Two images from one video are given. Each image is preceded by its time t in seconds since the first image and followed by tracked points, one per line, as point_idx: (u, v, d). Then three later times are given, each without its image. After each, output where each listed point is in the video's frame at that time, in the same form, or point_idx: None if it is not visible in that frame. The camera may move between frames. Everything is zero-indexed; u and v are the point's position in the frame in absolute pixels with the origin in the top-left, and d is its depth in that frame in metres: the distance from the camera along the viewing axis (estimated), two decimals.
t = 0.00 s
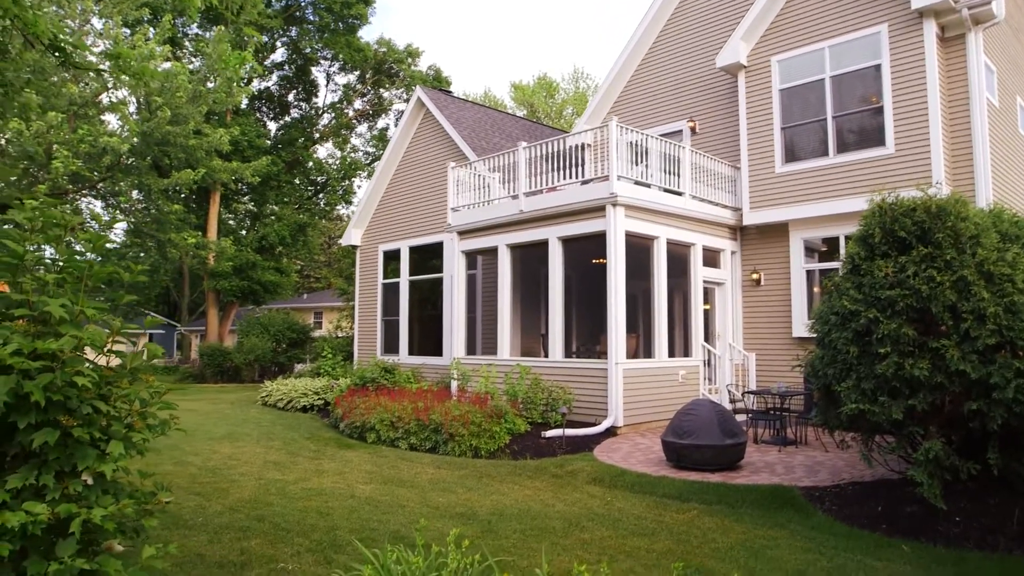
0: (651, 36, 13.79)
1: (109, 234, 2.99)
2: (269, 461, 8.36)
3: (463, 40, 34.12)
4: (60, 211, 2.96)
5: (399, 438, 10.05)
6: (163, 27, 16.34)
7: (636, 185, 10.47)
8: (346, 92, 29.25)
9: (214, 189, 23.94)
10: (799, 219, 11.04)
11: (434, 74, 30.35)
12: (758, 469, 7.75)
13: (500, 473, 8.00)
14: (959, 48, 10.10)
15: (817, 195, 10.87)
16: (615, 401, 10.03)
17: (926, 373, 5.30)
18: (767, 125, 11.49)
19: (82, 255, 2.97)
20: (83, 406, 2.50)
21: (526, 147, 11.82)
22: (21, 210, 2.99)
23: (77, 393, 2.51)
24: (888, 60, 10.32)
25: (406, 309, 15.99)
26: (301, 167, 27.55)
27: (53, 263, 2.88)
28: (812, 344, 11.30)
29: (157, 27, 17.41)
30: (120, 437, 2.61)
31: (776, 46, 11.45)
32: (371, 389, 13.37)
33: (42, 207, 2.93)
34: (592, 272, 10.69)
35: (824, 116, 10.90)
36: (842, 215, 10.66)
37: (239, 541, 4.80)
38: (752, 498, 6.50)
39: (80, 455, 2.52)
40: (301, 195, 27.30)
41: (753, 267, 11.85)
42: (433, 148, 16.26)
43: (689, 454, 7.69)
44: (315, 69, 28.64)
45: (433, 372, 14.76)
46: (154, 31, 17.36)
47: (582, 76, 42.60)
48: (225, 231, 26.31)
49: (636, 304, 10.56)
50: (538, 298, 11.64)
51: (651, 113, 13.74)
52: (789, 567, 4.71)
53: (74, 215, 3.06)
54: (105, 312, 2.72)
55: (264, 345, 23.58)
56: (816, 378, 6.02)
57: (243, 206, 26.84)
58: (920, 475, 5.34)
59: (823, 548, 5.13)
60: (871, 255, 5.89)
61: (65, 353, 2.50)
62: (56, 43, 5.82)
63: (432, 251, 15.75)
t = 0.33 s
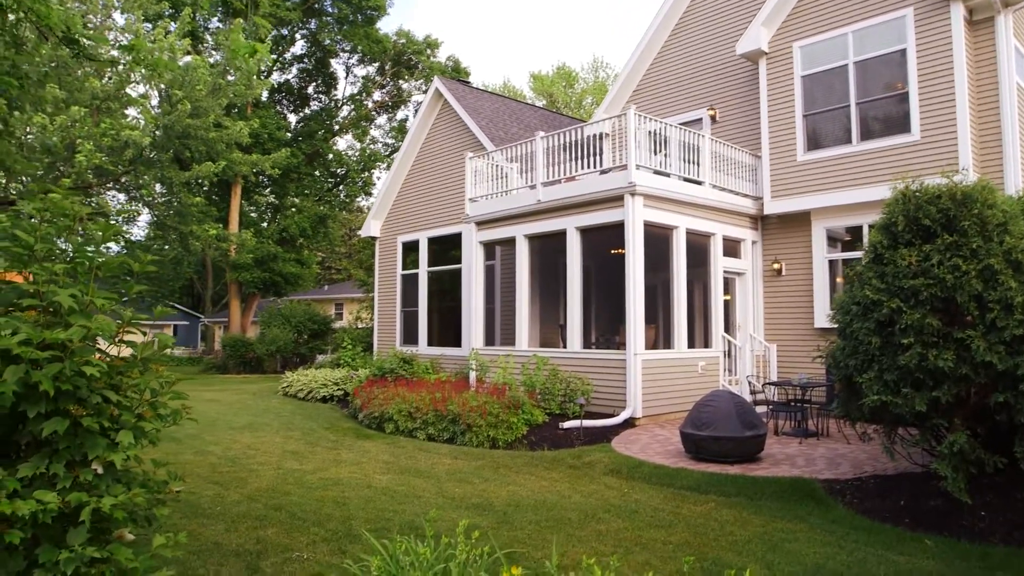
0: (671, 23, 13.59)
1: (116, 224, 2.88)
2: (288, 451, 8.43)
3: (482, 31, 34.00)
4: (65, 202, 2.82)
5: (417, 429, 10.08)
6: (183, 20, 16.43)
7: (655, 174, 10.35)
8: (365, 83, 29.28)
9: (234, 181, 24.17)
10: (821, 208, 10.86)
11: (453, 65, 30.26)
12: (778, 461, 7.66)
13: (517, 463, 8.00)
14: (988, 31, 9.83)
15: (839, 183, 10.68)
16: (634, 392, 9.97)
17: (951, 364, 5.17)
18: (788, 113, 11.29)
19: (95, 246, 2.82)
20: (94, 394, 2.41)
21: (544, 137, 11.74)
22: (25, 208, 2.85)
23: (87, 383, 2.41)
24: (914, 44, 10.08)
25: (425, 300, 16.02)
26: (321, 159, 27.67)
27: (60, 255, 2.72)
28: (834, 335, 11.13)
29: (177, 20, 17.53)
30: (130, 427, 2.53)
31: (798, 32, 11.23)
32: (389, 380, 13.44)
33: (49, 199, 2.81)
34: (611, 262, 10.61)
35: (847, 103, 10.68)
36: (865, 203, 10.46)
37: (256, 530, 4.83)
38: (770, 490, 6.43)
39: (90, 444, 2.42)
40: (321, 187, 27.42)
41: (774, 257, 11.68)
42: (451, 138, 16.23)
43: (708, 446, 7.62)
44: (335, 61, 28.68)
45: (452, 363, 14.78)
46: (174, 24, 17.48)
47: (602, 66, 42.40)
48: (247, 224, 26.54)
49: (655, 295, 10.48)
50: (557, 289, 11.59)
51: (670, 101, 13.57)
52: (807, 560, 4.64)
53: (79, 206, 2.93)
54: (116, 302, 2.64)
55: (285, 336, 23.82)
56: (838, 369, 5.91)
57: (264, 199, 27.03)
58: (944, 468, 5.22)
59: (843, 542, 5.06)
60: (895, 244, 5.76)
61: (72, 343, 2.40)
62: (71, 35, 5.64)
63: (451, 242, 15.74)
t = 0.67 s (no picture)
0: (691, 10, 13.39)
1: (125, 212, 2.83)
2: (307, 442, 8.49)
3: (502, 21, 33.85)
4: (74, 192, 2.79)
5: (435, 420, 10.09)
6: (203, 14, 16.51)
7: (675, 164, 10.22)
8: (385, 76, 29.27)
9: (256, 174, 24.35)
10: (844, 197, 10.67)
11: (472, 56, 30.15)
12: (800, 454, 7.55)
13: (535, 455, 7.99)
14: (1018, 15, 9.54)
15: (863, 172, 10.48)
16: (653, 384, 9.89)
17: (977, 357, 5.04)
18: (811, 101, 11.09)
19: (107, 236, 2.81)
20: (105, 384, 2.41)
21: (562, 127, 11.66)
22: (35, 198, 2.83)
23: (98, 373, 2.41)
24: (941, 29, 9.82)
25: (444, 292, 16.02)
26: (342, 151, 27.76)
27: (72, 247, 2.69)
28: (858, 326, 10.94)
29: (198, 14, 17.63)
30: (141, 418, 2.54)
31: (822, 17, 11.00)
32: (408, 371, 13.49)
33: (59, 189, 2.78)
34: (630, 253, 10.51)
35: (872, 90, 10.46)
36: (890, 192, 10.25)
37: (273, 521, 4.86)
38: (791, 483, 6.35)
39: (102, 435, 2.43)
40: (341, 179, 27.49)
41: (797, 247, 11.51)
42: (469, 129, 16.20)
43: (728, 438, 7.54)
44: (355, 54, 28.72)
45: (470, 355, 14.77)
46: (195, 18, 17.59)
47: (622, 55, 42.20)
48: (269, 216, 26.74)
49: (675, 286, 10.38)
50: (576, 280, 11.53)
51: (691, 90, 13.40)
52: (827, 556, 4.57)
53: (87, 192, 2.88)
54: (126, 293, 2.66)
55: (306, 328, 24.00)
56: (860, 361, 5.81)
57: (286, 191, 27.20)
58: (970, 462, 5.11)
59: (864, 536, 4.97)
60: (920, 233, 5.63)
61: (83, 334, 2.41)
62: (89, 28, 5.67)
63: (469, 234, 15.72)
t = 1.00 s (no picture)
0: None
1: (135, 203, 2.82)
2: (326, 433, 8.54)
3: (522, 12, 33.69)
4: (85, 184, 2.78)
5: (454, 412, 10.10)
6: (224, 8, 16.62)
7: (696, 154, 10.09)
8: (405, 68, 29.27)
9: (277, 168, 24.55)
10: (869, 187, 10.45)
11: (492, 47, 30.04)
12: (822, 448, 7.43)
13: (552, 448, 7.95)
14: None
15: (888, 161, 10.26)
16: (674, 377, 9.80)
17: (1007, 350, 4.89)
18: (836, 89, 10.87)
19: (117, 226, 2.78)
20: (114, 376, 2.41)
21: (582, 118, 11.56)
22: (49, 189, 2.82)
23: (108, 365, 2.40)
24: (971, 13, 9.54)
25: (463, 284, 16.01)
26: (362, 145, 27.85)
27: (81, 238, 2.66)
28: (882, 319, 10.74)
29: (219, 9, 17.75)
30: (151, 410, 2.54)
31: (847, 3, 10.76)
32: (427, 363, 13.52)
33: (69, 182, 2.77)
34: (650, 245, 10.41)
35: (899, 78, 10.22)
36: (916, 182, 10.02)
37: (290, 513, 4.89)
38: (813, 478, 6.25)
39: (111, 427, 2.42)
40: (362, 172, 27.59)
41: (820, 238, 11.32)
42: (488, 121, 16.16)
43: (749, 432, 7.43)
44: (375, 47, 28.75)
45: (490, 347, 14.74)
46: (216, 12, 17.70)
47: (642, 45, 41.98)
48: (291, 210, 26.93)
49: (696, 278, 10.27)
50: (595, 273, 11.46)
51: (712, 79, 13.21)
52: (849, 552, 4.48)
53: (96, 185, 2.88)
54: (138, 285, 2.65)
55: (327, 320, 24.19)
56: (885, 354, 5.69)
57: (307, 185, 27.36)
58: (997, 458, 4.98)
59: (887, 533, 4.87)
60: (947, 223, 5.48)
61: (92, 328, 2.40)
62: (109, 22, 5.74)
63: (488, 226, 15.70)
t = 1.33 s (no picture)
0: None
1: (145, 200, 2.81)
2: (346, 426, 8.57)
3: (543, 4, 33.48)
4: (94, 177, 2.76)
5: (473, 406, 10.08)
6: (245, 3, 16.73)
7: (718, 145, 9.93)
8: (426, 62, 29.24)
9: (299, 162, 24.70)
10: (896, 178, 10.21)
11: (513, 40, 29.90)
12: (846, 444, 7.29)
13: (571, 442, 7.89)
14: None
15: (916, 151, 10.01)
16: (695, 370, 9.68)
17: None
18: (862, 78, 10.63)
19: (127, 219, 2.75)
20: (122, 370, 2.41)
21: (602, 109, 11.43)
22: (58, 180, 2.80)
23: (116, 359, 2.40)
24: None
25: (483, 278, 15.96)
26: (384, 138, 27.92)
27: (91, 231, 2.65)
28: (909, 312, 10.51)
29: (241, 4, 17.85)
30: (161, 405, 2.53)
31: None
32: (447, 356, 13.53)
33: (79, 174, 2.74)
34: (671, 237, 10.29)
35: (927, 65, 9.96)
36: (944, 172, 9.77)
37: (306, 506, 4.89)
38: (836, 474, 6.13)
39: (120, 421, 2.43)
40: (384, 166, 27.65)
41: (845, 230, 11.10)
42: (508, 113, 16.09)
43: (771, 428, 7.31)
44: (397, 41, 28.75)
45: (510, 341, 14.69)
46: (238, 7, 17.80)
47: (665, 36, 41.56)
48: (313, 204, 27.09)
49: (718, 270, 10.14)
50: (616, 265, 11.36)
51: (735, 69, 12.99)
52: (872, 552, 4.37)
53: (105, 181, 2.87)
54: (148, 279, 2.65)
55: (349, 313, 24.32)
56: (911, 348, 5.55)
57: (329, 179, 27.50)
58: None
59: (913, 533, 4.75)
60: (977, 214, 5.32)
61: (100, 322, 2.40)
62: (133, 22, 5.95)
63: (508, 218, 15.64)
